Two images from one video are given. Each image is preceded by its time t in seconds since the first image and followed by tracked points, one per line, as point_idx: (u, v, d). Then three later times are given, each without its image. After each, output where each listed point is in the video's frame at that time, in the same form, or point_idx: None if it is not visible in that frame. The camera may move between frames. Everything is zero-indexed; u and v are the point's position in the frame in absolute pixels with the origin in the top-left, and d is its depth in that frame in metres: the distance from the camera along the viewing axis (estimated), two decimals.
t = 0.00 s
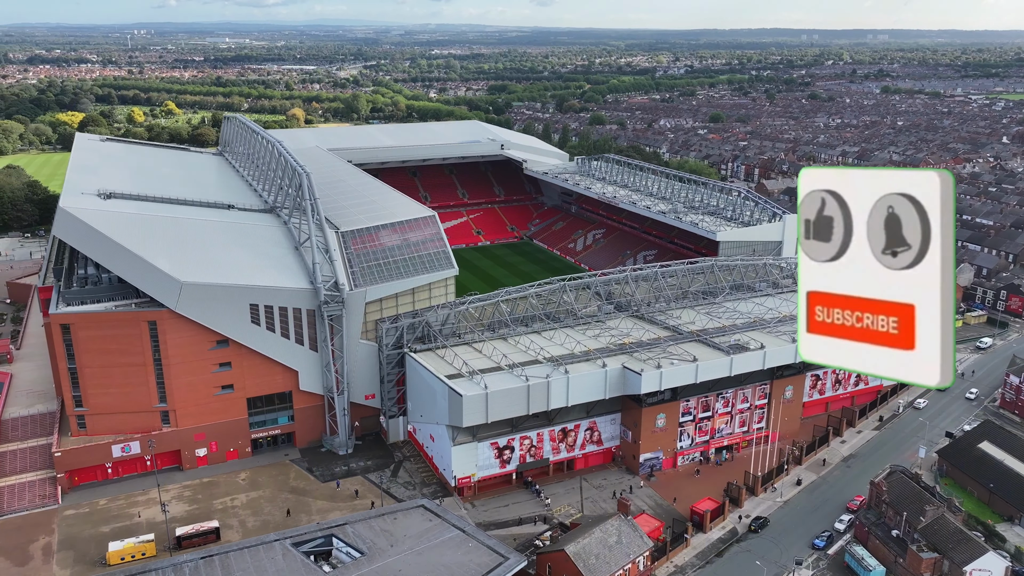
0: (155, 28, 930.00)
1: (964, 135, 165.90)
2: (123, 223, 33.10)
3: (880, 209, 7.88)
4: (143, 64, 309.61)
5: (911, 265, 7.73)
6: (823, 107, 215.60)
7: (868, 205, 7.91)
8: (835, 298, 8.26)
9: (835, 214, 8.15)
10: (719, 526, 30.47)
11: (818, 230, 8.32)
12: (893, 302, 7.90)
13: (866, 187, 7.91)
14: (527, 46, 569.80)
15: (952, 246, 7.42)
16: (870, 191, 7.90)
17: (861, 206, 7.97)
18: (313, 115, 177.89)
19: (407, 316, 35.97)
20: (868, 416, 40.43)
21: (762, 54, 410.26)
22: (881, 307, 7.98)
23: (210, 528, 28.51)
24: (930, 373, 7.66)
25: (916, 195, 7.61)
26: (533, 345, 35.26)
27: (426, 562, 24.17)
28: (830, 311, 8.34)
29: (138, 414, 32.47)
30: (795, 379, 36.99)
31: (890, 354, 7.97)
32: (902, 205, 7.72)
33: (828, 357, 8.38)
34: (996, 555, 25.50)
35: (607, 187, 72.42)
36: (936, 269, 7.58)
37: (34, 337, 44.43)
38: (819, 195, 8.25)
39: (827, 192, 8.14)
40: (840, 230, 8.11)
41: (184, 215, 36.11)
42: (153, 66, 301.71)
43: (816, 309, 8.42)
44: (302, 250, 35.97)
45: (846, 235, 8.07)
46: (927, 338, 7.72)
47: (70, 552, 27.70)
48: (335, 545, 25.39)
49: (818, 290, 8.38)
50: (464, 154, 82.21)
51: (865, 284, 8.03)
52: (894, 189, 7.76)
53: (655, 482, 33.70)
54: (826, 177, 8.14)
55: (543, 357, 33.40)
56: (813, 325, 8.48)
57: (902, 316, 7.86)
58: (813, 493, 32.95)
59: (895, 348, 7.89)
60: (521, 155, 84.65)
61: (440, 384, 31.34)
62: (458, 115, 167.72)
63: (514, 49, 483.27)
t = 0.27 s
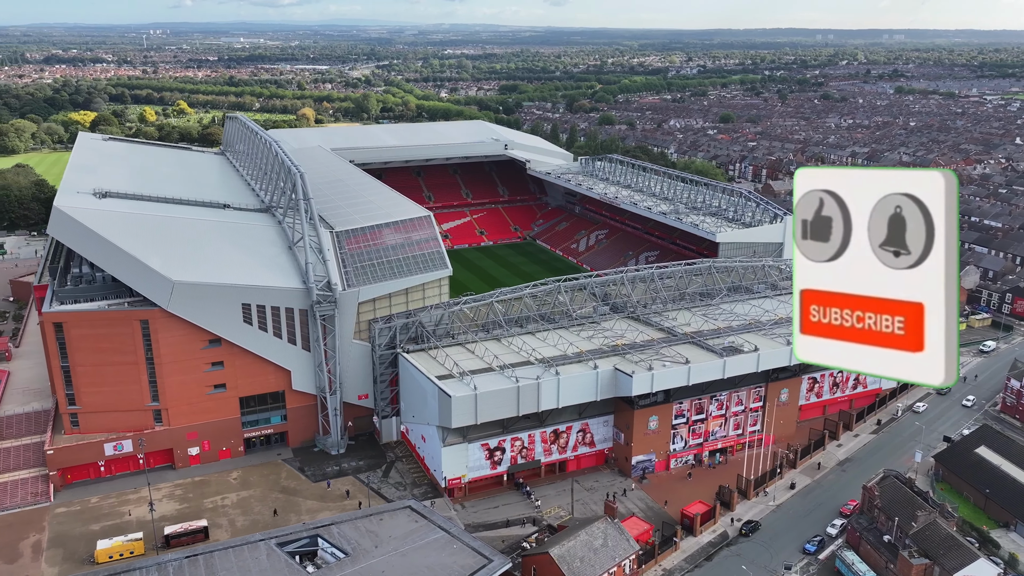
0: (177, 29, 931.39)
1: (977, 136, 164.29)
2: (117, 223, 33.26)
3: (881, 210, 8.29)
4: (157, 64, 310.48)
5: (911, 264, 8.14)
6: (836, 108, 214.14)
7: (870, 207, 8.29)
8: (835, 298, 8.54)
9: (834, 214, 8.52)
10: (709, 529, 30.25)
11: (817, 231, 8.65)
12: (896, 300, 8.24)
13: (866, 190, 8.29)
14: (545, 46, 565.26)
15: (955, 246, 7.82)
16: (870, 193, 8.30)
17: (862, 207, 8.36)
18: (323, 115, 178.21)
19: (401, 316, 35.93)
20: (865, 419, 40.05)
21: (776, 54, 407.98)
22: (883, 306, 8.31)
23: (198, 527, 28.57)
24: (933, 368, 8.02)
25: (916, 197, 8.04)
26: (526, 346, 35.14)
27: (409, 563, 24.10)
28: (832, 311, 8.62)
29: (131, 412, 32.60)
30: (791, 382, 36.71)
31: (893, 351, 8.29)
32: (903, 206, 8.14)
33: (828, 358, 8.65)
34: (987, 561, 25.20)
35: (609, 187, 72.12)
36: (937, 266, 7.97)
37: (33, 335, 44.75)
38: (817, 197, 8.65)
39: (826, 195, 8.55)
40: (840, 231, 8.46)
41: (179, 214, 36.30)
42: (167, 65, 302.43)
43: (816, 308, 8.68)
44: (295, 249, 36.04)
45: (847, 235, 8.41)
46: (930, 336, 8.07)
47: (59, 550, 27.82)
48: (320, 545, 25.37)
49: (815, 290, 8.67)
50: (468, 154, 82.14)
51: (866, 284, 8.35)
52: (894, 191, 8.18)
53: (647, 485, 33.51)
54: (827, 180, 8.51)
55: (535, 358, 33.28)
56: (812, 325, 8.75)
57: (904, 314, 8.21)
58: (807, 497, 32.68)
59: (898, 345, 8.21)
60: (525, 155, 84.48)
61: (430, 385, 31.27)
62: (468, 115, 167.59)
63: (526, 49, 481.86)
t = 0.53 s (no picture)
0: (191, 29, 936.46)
1: (990, 137, 162.73)
2: (111, 222, 33.41)
3: (883, 207, 7.85)
4: (171, 63, 311.58)
5: (916, 264, 7.71)
6: (848, 108, 212.75)
7: (872, 205, 7.85)
8: (833, 298, 8.10)
9: (833, 213, 8.08)
10: (700, 533, 30.05)
11: (814, 230, 8.21)
12: (901, 301, 7.81)
13: (866, 188, 7.84)
14: (558, 46, 564.44)
15: (962, 245, 7.36)
16: (871, 192, 7.84)
17: (862, 205, 7.92)
18: (333, 114, 178.73)
19: (394, 316, 35.92)
20: (863, 423, 39.71)
21: (788, 54, 405.64)
22: (887, 307, 7.87)
23: (187, 525, 28.62)
24: (942, 372, 7.55)
25: (920, 195, 7.57)
26: (519, 347, 35.04)
27: (392, 564, 24.05)
28: (828, 312, 8.19)
29: (124, 410, 32.73)
30: (786, 384, 36.43)
31: (900, 354, 7.83)
32: (907, 204, 7.69)
33: (828, 360, 8.24)
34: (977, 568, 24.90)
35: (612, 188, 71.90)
36: (944, 266, 7.50)
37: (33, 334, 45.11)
38: (812, 195, 8.21)
39: (822, 194, 8.12)
40: (839, 230, 8.03)
41: (174, 213, 36.43)
42: (180, 66, 303.23)
43: (812, 310, 8.26)
44: (289, 249, 36.07)
45: (847, 235, 7.98)
46: (939, 338, 7.60)
47: (49, 547, 27.96)
48: (306, 545, 25.37)
49: (812, 289, 8.23)
50: (472, 154, 82.15)
51: (867, 284, 7.90)
52: (895, 189, 7.74)
53: (640, 487, 33.32)
54: (823, 177, 8.07)
55: (527, 359, 33.17)
56: (810, 326, 8.33)
57: (911, 316, 7.77)
58: (800, 501, 32.40)
59: (906, 348, 7.77)
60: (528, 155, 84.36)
61: (420, 385, 31.23)
62: (477, 115, 167.63)
63: (537, 49, 480.83)
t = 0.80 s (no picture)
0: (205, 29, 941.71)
1: (1004, 137, 160.91)
2: (105, 221, 33.55)
3: (885, 209, 8.26)
4: (185, 63, 312.75)
5: (916, 264, 8.09)
6: (860, 108, 211.13)
7: (872, 207, 8.26)
8: (833, 299, 8.51)
9: (835, 215, 8.49)
10: (690, 536, 29.85)
11: (815, 231, 8.60)
12: (902, 301, 8.17)
13: (867, 189, 8.25)
14: (570, 46, 563.18)
15: (964, 246, 7.74)
16: (872, 194, 8.26)
17: (862, 207, 8.34)
18: (343, 113, 179.10)
19: (387, 316, 35.88)
20: (860, 426, 39.35)
21: (802, 54, 403.07)
22: (886, 307, 8.25)
23: (176, 524, 28.68)
24: (942, 370, 7.93)
25: (922, 195, 7.99)
26: (512, 348, 34.94)
27: (375, 565, 24.00)
28: (828, 311, 8.58)
29: (117, 408, 32.85)
30: (782, 387, 36.15)
31: (900, 352, 8.20)
32: (908, 205, 8.11)
33: (829, 359, 8.59)
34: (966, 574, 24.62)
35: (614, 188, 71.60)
36: (946, 266, 7.87)
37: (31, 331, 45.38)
38: (812, 196, 8.63)
39: (823, 195, 8.55)
40: (840, 230, 8.43)
41: (169, 213, 36.55)
42: (194, 65, 305.02)
43: (812, 309, 8.65)
44: (282, 248, 36.09)
45: (849, 235, 8.38)
46: (939, 336, 7.96)
47: (39, 544, 28.10)
48: (291, 545, 25.38)
49: (812, 290, 8.65)
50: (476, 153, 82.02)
51: (868, 283, 8.29)
52: (897, 190, 8.15)
53: (632, 490, 33.15)
54: (825, 179, 8.50)
55: (519, 360, 33.05)
56: (809, 326, 8.70)
57: (912, 315, 8.12)
58: (793, 504, 32.14)
59: (908, 346, 8.12)
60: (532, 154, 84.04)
61: (410, 385, 31.18)
62: (486, 114, 167.49)
63: (550, 48, 479.44)
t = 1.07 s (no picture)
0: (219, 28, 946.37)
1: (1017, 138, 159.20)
2: (99, 220, 33.71)
3: (887, 209, 8.26)
4: (200, 63, 314.18)
5: (919, 264, 8.10)
6: (873, 108, 209.62)
7: (873, 207, 8.27)
8: (833, 298, 8.50)
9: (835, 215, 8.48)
10: (679, 539, 29.66)
11: (813, 231, 8.58)
12: (906, 300, 8.17)
13: (868, 189, 8.26)
14: (583, 46, 562.23)
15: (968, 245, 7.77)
16: (873, 194, 8.27)
17: (863, 207, 8.33)
18: (353, 112, 179.61)
19: (380, 316, 35.85)
20: (857, 430, 38.99)
21: (815, 54, 400.66)
22: (889, 307, 8.25)
23: (164, 522, 28.75)
24: (946, 369, 7.95)
25: (924, 196, 8.00)
26: (505, 349, 34.83)
27: (358, 566, 23.96)
28: (828, 311, 8.55)
29: (109, 407, 32.98)
30: (776, 390, 35.88)
31: (904, 352, 8.21)
32: (911, 205, 8.10)
33: (828, 360, 8.58)
34: None
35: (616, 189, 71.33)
36: (947, 266, 7.92)
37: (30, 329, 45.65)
38: (812, 196, 8.63)
39: (822, 194, 8.55)
40: (840, 231, 8.42)
41: (164, 212, 36.68)
42: (208, 65, 306.89)
43: (811, 309, 8.63)
44: (276, 248, 36.14)
45: (849, 236, 8.39)
46: (944, 336, 7.96)
47: (28, 542, 28.23)
48: (275, 545, 25.38)
49: (812, 289, 8.63)
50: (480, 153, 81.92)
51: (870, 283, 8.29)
52: (898, 190, 8.16)
53: (623, 492, 32.96)
54: (824, 179, 8.51)
55: (510, 361, 32.95)
56: (807, 325, 8.67)
57: (916, 315, 8.13)
58: (785, 508, 31.87)
59: (911, 345, 8.13)
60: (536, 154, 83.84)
61: (400, 386, 31.14)
62: (495, 114, 167.50)
63: (563, 48, 478.08)
